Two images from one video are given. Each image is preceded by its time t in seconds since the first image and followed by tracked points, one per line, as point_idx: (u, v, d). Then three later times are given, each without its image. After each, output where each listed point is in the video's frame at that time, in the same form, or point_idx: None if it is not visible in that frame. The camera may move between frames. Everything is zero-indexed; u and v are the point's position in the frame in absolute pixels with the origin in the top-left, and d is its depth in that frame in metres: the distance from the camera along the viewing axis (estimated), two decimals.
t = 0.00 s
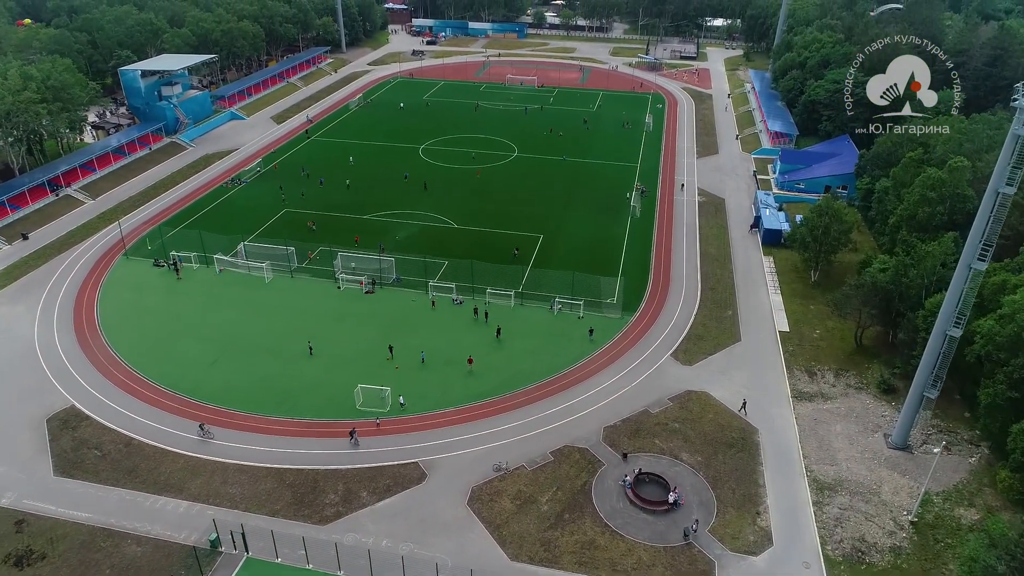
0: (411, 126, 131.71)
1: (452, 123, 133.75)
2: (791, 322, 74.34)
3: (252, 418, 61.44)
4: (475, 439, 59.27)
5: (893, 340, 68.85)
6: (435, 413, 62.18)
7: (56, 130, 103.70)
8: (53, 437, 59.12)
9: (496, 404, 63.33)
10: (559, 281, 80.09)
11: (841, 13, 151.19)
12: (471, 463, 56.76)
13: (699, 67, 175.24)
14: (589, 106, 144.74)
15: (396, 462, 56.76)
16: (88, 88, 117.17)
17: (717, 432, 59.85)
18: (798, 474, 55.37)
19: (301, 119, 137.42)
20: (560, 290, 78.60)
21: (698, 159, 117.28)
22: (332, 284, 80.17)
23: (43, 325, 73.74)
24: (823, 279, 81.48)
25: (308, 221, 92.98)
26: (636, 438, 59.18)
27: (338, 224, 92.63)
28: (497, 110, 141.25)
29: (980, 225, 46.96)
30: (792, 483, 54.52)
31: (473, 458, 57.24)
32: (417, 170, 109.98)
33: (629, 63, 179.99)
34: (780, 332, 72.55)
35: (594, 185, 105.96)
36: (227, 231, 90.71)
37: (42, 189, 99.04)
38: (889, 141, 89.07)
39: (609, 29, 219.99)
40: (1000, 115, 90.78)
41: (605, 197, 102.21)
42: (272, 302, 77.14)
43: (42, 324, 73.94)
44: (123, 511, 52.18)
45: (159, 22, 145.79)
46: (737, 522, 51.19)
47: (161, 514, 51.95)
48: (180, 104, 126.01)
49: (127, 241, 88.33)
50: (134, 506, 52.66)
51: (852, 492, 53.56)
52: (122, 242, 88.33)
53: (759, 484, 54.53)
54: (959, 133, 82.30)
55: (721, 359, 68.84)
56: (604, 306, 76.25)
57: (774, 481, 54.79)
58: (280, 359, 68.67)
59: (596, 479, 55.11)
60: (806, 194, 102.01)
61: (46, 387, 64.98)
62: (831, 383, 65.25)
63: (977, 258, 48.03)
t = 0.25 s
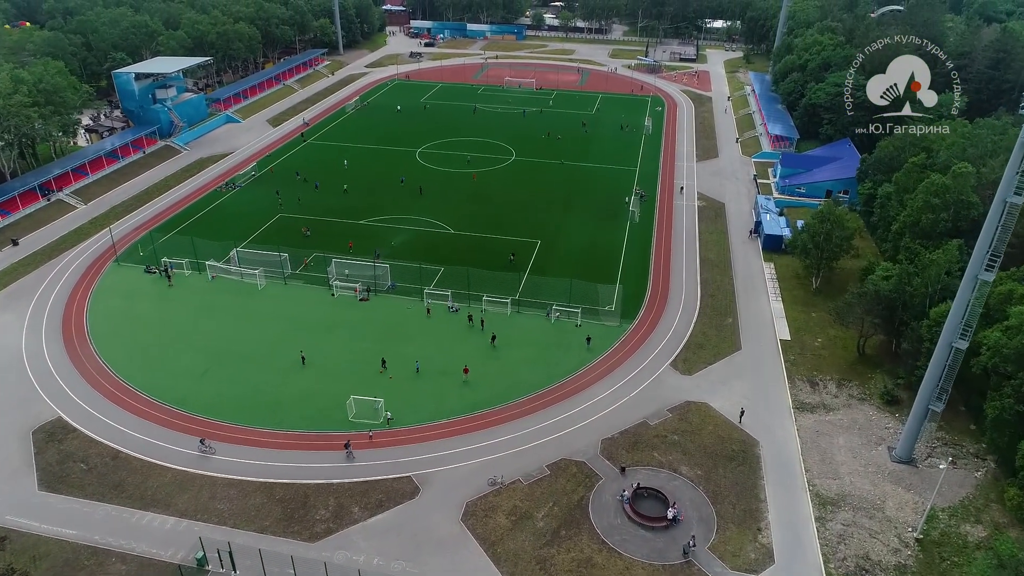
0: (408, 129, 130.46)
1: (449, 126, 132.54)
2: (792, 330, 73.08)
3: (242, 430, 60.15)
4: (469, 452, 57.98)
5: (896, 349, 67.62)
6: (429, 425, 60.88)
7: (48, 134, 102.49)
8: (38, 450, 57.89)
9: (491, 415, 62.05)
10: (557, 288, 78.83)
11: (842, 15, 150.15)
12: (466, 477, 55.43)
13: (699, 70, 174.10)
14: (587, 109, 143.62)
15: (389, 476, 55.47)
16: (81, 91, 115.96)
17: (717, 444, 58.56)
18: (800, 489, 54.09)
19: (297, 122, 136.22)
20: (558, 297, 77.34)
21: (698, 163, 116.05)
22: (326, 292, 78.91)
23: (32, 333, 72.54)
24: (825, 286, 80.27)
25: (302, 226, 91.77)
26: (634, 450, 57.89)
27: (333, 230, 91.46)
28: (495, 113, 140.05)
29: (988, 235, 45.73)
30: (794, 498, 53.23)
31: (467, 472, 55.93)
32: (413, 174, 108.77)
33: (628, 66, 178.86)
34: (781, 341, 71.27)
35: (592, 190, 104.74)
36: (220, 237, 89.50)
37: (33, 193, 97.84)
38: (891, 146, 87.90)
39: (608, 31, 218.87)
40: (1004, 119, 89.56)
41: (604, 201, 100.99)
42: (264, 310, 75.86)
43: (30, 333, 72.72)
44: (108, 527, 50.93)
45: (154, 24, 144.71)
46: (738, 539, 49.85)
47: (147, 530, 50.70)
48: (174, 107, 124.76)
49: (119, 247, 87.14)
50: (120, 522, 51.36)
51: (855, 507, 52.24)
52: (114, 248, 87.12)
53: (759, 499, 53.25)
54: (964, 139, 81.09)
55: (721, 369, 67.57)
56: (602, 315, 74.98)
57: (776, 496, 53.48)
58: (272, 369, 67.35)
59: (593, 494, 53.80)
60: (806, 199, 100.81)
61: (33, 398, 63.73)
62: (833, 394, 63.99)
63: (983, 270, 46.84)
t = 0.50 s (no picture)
0: (405, 132, 129.12)
1: (446, 128, 131.23)
2: (794, 339, 71.79)
3: (231, 443, 58.85)
4: (463, 465, 56.66)
5: (900, 359, 66.33)
6: (423, 437, 59.56)
7: (39, 137, 101.24)
8: (23, 463, 56.62)
9: (486, 427, 60.75)
10: (554, 295, 77.54)
11: (843, 16, 148.84)
12: (460, 491, 54.12)
13: (699, 71, 172.79)
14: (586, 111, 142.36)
15: (381, 491, 54.20)
16: (74, 94, 114.71)
17: (718, 457, 57.25)
18: (802, 504, 52.79)
19: (293, 124, 134.97)
20: (555, 304, 76.07)
21: (697, 166, 114.76)
22: (319, 299, 77.64)
23: (20, 342, 71.28)
24: (826, 293, 79.01)
25: (296, 232, 90.52)
26: (632, 464, 56.58)
27: (328, 235, 90.22)
28: (493, 115, 138.80)
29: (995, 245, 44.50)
30: (796, 514, 51.94)
31: (461, 486, 54.62)
32: (409, 178, 107.51)
33: (628, 67, 177.54)
34: (782, 350, 69.96)
35: (591, 194, 103.46)
36: (212, 243, 88.26)
37: (24, 198, 96.58)
38: (894, 150, 86.67)
39: (607, 32, 217.47)
40: (1008, 123, 88.21)
41: (602, 206, 99.70)
42: (256, 318, 74.60)
43: (18, 341, 71.49)
44: (93, 544, 49.68)
45: (149, 26, 143.46)
46: (738, 556, 48.50)
47: (132, 547, 49.42)
48: (169, 110, 123.47)
49: (110, 253, 85.90)
50: (105, 539, 50.09)
51: (859, 523, 50.92)
52: (105, 254, 85.87)
53: (761, 514, 51.93)
54: (967, 142, 79.84)
55: (721, 378, 66.28)
56: (600, 322, 73.68)
57: (778, 512, 52.15)
58: (263, 379, 66.08)
59: (590, 509, 52.48)
60: (807, 203, 99.57)
61: (19, 409, 62.45)
62: (836, 405, 62.69)
63: (991, 280, 45.61)
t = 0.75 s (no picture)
0: (402, 134, 127.88)
1: (443, 130, 129.97)
2: (795, 347, 70.55)
3: (221, 455, 57.58)
4: (458, 478, 55.38)
5: (904, 368, 65.09)
6: (417, 449, 58.28)
7: (31, 141, 99.98)
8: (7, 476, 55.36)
9: (482, 438, 59.48)
10: (551, 302, 76.31)
11: (844, 17, 147.61)
12: (454, 506, 52.84)
13: (698, 73, 171.55)
14: (585, 113, 141.12)
15: (373, 505, 52.90)
16: (66, 96, 113.41)
17: (718, 469, 56.01)
18: (805, 519, 51.54)
19: (289, 126, 133.72)
20: (552, 311, 74.83)
21: (697, 169, 113.47)
22: (313, 306, 76.41)
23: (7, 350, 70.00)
24: (828, 299, 77.79)
25: (290, 237, 89.27)
26: (630, 477, 55.33)
27: (322, 240, 88.96)
28: (490, 117, 137.54)
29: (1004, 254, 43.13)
30: (799, 529, 50.68)
31: (455, 500, 53.35)
32: (405, 181, 106.25)
33: (627, 68, 176.28)
34: (784, 358, 68.70)
35: (589, 198, 102.14)
36: (205, 248, 87.02)
37: (15, 202, 95.28)
38: (896, 153, 85.48)
39: (606, 33, 216.18)
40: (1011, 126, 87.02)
41: (601, 210, 98.43)
42: (248, 325, 73.33)
43: (6, 349, 70.22)
44: (77, 561, 48.41)
45: (145, 27, 142.21)
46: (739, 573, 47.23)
47: (117, 565, 48.15)
48: (163, 112, 122.15)
49: (101, 259, 84.63)
50: (89, 555, 48.83)
51: (863, 539, 49.63)
52: (95, 259, 84.60)
53: (762, 530, 50.68)
54: (971, 146, 78.57)
55: (721, 388, 65.03)
56: (597, 330, 72.42)
57: (780, 527, 50.89)
58: (254, 389, 64.73)
59: (588, 524, 51.19)
60: (809, 208, 98.39)
61: (5, 420, 61.19)
62: (839, 415, 61.43)
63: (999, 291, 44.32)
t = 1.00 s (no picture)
0: (398, 136, 126.67)
1: (440, 132, 128.78)
2: (796, 355, 69.32)
3: (209, 467, 56.31)
4: (451, 492, 54.12)
5: (907, 377, 63.87)
6: (409, 461, 57.01)
7: (22, 144, 98.73)
8: None
9: (476, 449, 58.23)
10: (548, 309, 75.08)
11: (845, 18, 146.49)
12: (447, 521, 51.55)
13: (698, 74, 170.40)
14: (583, 115, 139.90)
15: (365, 520, 51.63)
16: (59, 98, 112.12)
17: (717, 482, 54.79)
18: (807, 534, 50.33)
19: (285, 129, 132.48)
20: (549, 318, 73.63)
21: (696, 172, 112.25)
22: (306, 312, 75.20)
23: None
24: (830, 306, 76.58)
25: (284, 242, 88.04)
26: (628, 490, 54.09)
27: (317, 245, 87.76)
28: (488, 119, 136.35)
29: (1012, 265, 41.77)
30: (801, 545, 49.45)
31: (449, 514, 52.10)
32: (401, 184, 105.03)
33: (626, 69, 175.13)
34: (785, 366, 67.47)
35: (588, 201, 100.86)
36: (198, 253, 85.81)
37: (6, 207, 94.04)
38: (898, 157, 84.28)
39: (606, 34, 215.09)
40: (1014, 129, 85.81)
41: (599, 213, 97.21)
42: (240, 332, 72.09)
43: None
44: None
45: (140, 28, 141.04)
46: None
47: None
48: (157, 114, 120.87)
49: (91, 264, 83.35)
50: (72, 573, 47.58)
51: (868, 555, 48.38)
52: (86, 265, 83.35)
53: (763, 545, 49.45)
54: (974, 150, 77.40)
55: (721, 397, 63.82)
56: (595, 337, 71.19)
57: (781, 542, 49.66)
58: (245, 399, 63.44)
59: (585, 539, 49.92)
60: (810, 211, 97.18)
61: None
62: (841, 426, 60.21)
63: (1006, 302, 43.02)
